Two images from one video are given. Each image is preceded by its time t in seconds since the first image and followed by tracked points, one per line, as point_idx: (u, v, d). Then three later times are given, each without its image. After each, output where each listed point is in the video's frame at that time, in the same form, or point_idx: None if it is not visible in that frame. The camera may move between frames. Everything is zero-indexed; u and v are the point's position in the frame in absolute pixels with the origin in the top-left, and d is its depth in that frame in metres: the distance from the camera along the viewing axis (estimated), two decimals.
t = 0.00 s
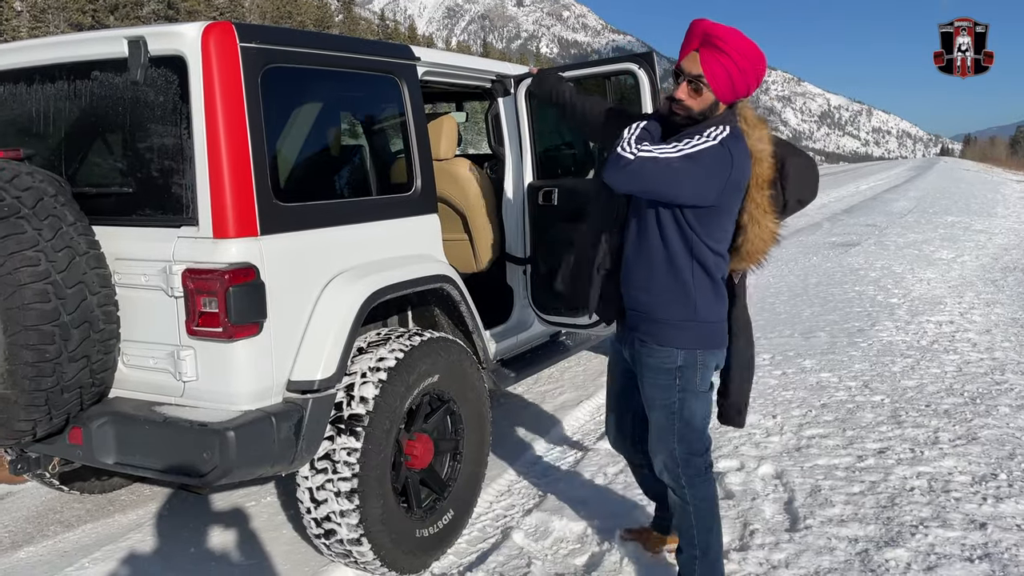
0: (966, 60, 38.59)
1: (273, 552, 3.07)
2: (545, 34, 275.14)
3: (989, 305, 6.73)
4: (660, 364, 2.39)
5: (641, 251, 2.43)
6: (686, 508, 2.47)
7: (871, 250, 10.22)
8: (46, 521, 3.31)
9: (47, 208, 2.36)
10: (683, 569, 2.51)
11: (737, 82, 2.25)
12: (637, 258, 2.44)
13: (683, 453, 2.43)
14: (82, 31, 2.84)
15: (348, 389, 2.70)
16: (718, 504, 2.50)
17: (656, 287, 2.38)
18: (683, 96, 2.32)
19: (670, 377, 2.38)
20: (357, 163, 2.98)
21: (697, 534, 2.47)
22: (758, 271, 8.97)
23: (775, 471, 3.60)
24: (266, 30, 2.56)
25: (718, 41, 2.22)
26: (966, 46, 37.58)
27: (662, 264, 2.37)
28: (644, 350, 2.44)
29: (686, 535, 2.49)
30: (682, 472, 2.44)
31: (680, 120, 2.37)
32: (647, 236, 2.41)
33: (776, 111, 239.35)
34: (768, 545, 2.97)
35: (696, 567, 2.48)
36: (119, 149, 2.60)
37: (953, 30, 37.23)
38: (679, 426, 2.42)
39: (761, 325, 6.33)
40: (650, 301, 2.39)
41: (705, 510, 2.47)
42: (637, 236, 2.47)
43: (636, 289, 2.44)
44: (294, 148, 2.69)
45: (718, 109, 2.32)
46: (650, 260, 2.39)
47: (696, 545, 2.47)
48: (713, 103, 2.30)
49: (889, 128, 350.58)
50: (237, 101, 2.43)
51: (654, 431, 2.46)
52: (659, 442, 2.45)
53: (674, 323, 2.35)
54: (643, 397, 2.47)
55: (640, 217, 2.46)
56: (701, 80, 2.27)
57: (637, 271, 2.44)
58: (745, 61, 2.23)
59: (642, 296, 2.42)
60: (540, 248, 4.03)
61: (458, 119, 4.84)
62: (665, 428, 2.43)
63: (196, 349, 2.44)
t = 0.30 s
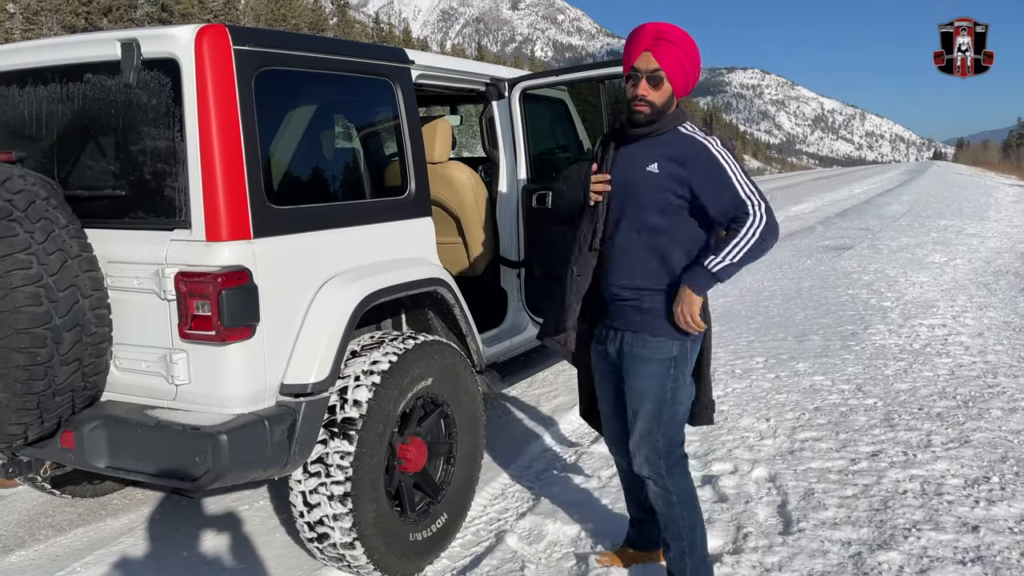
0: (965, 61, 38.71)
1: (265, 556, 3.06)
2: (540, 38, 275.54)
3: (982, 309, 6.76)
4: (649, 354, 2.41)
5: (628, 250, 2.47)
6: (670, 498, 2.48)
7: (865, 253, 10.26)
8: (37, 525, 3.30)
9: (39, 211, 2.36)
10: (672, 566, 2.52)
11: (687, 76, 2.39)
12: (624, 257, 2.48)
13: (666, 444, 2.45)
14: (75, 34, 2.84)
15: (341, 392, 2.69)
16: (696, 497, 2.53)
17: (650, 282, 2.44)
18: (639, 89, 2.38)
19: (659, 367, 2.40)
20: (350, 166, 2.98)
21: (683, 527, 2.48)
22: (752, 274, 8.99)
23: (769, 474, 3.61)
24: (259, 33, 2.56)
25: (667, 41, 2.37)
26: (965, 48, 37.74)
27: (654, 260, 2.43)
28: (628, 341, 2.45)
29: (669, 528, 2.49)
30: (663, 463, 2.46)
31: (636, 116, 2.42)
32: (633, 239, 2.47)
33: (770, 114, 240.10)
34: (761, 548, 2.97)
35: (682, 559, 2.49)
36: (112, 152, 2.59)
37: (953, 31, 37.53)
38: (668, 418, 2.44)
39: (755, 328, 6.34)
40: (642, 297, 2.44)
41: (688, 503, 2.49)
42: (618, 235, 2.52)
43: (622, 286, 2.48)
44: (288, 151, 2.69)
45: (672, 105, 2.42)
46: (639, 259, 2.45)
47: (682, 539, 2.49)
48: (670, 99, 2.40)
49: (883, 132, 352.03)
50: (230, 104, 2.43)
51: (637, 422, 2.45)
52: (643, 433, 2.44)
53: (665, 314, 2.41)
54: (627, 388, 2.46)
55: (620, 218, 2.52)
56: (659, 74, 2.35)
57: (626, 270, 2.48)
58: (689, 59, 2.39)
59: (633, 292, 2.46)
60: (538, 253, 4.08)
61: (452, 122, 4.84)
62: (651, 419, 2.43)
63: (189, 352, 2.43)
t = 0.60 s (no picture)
0: (965, 61, 38.74)
1: (262, 558, 3.06)
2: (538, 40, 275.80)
3: (978, 310, 6.78)
4: (672, 354, 2.43)
5: (643, 255, 2.45)
6: (690, 495, 2.51)
7: (862, 255, 10.28)
8: (34, 527, 3.29)
9: (36, 212, 2.35)
10: (680, 566, 2.53)
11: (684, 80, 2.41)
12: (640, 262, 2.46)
13: (690, 442, 2.49)
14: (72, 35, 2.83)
15: (339, 393, 2.69)
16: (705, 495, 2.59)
17: (669, 285, 2.43)
18: (643, 94, 2.39)
19: (683, 367, 2.44)
20: (348, 168, 2.98)
21: (698, 525, 2.51)
22: (750, 276, 9.01)
23: (766, 476, 3.61)
24: (257, 35, 2.56)
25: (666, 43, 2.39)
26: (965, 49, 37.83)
27: (673, 262, 2.43)
28: (649, 342, 2.46)
29: (683, 527, 2.52)
30: (688, 462, 2.49)
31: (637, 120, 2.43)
32: (649, 244, 2.45)
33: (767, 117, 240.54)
34: (758, 549, 2.98)
35: (694, 556, 2.53)
36: (109, 153, 2.59)
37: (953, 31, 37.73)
38: (694, 416, 2.48)
39: (752, 330, 6.35)
40: (663, 299, 2.43)
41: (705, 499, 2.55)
42: (629, 242, 2.49)
43: (639, 292, 2.46)
44: (286, 153, 2.69)
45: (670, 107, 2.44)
46: (656, 264, 2.44)
47: (695, 537, 2.52)
48: (669, 101, 2.42)
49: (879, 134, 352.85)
50: (227, 105, 2.43)
51: (665, 422, 2.45)
52: (669, 433, 2.45)
53: (683, 315, 2.43)
54: (650, 389, 2.45)
55: (630, 225, 2.49)
56: (660, 76, 2.37)
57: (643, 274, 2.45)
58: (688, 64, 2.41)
59: (652, 296, 2.44)
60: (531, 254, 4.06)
61: (450, 124, 4.85)
62: (680, 418, 2.45)
63: (186, 354, 2.43)
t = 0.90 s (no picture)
0: (965, 61, 38.61)
1: (262, 556, 3.06)
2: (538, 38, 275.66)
3: (978, 309, 6.77)
4: (677, 356, 2.42)
5: (646, 256, 2.45)
6: (695, 496, 2.50)
7: (862, 254, 10.27)
8: (34, 526, 3.29)
9: (36, 210, 2.35)
10: (681, 567, 2.53)
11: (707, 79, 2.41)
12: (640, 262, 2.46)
13: (696, 443, 2.48)
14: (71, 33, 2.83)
15: (338, 392, 2.69)
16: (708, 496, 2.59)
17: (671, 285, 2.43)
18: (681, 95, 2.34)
19: (687, 368, 2.42)
20: (348, 166, 2.98)
21: (702, 526, 2.51)
22: (749, 275, 9.00)
23: (766, 474, 3.61)
24: (256, 33, 2.55)
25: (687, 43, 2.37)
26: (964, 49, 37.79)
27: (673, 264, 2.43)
28: (654, 344, 2.45)
29: (687, 528, 2.51)
30: (694, 464, 2.48)
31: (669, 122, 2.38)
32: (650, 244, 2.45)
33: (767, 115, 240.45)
34: (758, 547, 2.97)
35: (696, 558, 2.53)
36: (109, 151, 2.59)
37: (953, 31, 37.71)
38: (700, 419, 2.46)
39: (752, 328, 6.34)
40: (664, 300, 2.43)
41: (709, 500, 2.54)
42: (633, 242, 2.49)
43: (640, 293, 2.46)
44: (286, 151, 2.69)
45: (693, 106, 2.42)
46: (658, 265, 2.44)
47: (699, 536, 2.52)
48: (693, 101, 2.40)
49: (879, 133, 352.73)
50: (227, 104, 2.42)
51: (671, 424, 2.44)
52: (675, 435, 2.44)
53: (685, 317, 2.43)
54: (656, 391, 2.45)
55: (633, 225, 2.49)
56: (692, 77, 2.36)
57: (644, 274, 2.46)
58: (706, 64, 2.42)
59: (653, 297, 2.44)
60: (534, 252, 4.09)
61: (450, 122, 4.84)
62: (687, 420, 2.44)
63: (185, 352, 2.43)
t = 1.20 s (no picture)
0: (965, 61, 39.17)
1: (261, 554, 3.06)
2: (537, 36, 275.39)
3: (977, 306, 6.77)
4: (683, 353, 2.43)
5: (653, 256, 2.44)
6: (698, 493, 2.49)
7: (861, 251, 10.27)
8: (33, 523, 3.29)
9: (34, 207, 2.35)
10: (682, 566, 2.52)
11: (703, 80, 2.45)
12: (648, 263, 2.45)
13: (699, 440, 2.49)
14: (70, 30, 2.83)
15: (337, 389, 2.69)
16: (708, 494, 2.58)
17: (678, 286, 2.44)
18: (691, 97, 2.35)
19: (693, 365, 2.43)
20: (347, 164, 2.97)
21: (704, 523, 2.51)
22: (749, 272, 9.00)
23: (766, 471, 3.61)
24: (256, 29, 2.55)
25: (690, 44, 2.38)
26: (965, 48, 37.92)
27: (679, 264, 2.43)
28: (658, 341, 2.45)
29: (689, 525, 2.50)
30: (697, 460, 2.49)
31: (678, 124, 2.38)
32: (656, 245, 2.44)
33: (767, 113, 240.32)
34: (758, 545, 2.98)
35: (697, 556, 2.52)
36: (107, 148, 2.58)
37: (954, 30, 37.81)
38: (704, 414, 2.48)
39: (751, 326, 6.34)
40: (670, 300, 2.44)
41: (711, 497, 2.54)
42: (640, 243, 2.47)
43: (648, 293, 2.45)
44: (285, 148, 2.69)
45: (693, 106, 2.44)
46: (664, 265, 2.43)
47: (700, 533, 2.51)
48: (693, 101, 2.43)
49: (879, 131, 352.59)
50: (226, 101, 2.42)
51: (677, 421, 2.45)
52: (681, 432, 2.45)
53: (690, 315, 2.45)
54: (663, 388, 2.44)
55: (636, 225, 2.47)
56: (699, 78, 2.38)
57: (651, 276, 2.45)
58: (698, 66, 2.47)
59: (660, 297, 2.44)
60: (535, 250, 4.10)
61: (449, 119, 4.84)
62: (692, 415, 2.45)
63: (185, 350, 2.42)
